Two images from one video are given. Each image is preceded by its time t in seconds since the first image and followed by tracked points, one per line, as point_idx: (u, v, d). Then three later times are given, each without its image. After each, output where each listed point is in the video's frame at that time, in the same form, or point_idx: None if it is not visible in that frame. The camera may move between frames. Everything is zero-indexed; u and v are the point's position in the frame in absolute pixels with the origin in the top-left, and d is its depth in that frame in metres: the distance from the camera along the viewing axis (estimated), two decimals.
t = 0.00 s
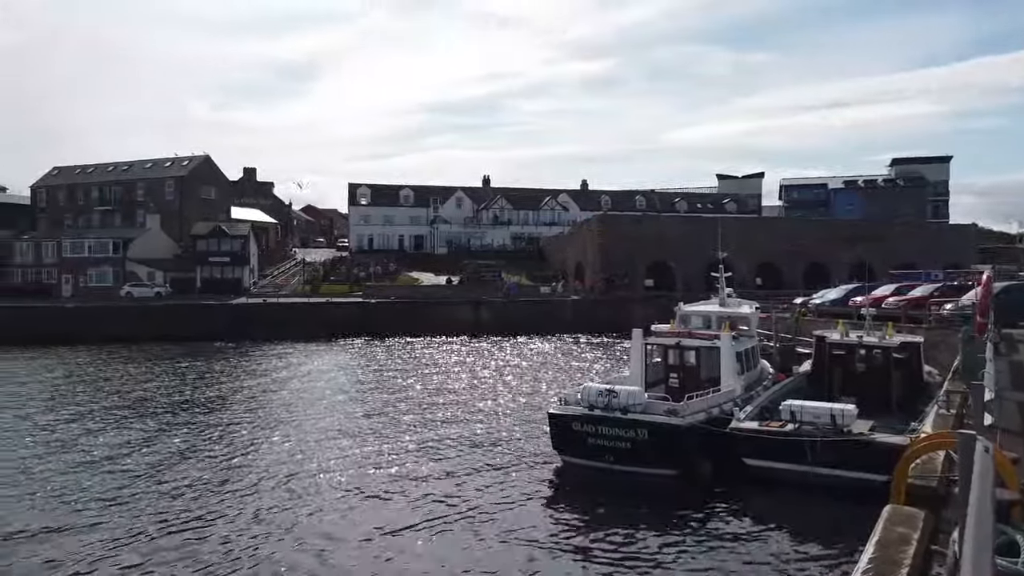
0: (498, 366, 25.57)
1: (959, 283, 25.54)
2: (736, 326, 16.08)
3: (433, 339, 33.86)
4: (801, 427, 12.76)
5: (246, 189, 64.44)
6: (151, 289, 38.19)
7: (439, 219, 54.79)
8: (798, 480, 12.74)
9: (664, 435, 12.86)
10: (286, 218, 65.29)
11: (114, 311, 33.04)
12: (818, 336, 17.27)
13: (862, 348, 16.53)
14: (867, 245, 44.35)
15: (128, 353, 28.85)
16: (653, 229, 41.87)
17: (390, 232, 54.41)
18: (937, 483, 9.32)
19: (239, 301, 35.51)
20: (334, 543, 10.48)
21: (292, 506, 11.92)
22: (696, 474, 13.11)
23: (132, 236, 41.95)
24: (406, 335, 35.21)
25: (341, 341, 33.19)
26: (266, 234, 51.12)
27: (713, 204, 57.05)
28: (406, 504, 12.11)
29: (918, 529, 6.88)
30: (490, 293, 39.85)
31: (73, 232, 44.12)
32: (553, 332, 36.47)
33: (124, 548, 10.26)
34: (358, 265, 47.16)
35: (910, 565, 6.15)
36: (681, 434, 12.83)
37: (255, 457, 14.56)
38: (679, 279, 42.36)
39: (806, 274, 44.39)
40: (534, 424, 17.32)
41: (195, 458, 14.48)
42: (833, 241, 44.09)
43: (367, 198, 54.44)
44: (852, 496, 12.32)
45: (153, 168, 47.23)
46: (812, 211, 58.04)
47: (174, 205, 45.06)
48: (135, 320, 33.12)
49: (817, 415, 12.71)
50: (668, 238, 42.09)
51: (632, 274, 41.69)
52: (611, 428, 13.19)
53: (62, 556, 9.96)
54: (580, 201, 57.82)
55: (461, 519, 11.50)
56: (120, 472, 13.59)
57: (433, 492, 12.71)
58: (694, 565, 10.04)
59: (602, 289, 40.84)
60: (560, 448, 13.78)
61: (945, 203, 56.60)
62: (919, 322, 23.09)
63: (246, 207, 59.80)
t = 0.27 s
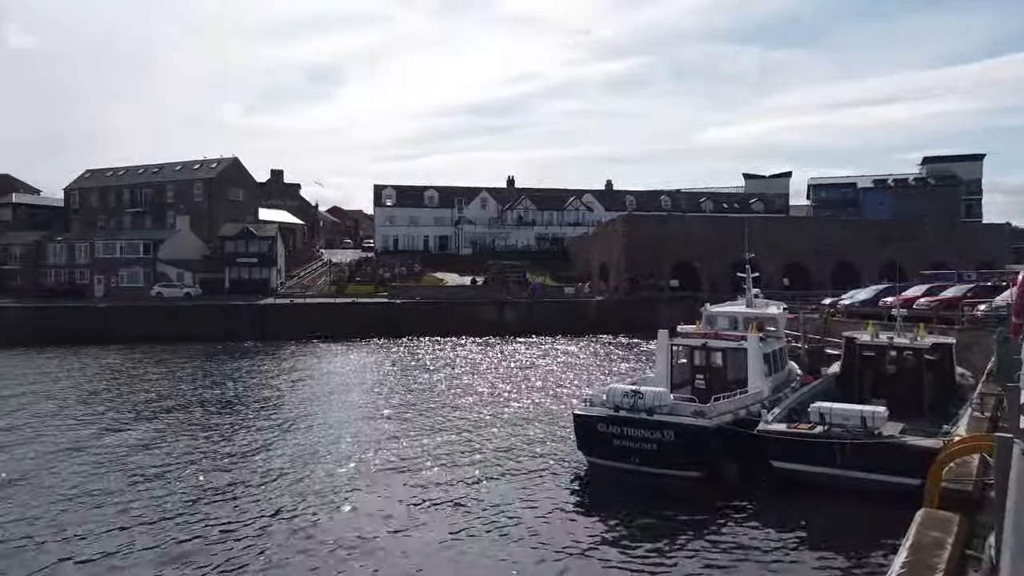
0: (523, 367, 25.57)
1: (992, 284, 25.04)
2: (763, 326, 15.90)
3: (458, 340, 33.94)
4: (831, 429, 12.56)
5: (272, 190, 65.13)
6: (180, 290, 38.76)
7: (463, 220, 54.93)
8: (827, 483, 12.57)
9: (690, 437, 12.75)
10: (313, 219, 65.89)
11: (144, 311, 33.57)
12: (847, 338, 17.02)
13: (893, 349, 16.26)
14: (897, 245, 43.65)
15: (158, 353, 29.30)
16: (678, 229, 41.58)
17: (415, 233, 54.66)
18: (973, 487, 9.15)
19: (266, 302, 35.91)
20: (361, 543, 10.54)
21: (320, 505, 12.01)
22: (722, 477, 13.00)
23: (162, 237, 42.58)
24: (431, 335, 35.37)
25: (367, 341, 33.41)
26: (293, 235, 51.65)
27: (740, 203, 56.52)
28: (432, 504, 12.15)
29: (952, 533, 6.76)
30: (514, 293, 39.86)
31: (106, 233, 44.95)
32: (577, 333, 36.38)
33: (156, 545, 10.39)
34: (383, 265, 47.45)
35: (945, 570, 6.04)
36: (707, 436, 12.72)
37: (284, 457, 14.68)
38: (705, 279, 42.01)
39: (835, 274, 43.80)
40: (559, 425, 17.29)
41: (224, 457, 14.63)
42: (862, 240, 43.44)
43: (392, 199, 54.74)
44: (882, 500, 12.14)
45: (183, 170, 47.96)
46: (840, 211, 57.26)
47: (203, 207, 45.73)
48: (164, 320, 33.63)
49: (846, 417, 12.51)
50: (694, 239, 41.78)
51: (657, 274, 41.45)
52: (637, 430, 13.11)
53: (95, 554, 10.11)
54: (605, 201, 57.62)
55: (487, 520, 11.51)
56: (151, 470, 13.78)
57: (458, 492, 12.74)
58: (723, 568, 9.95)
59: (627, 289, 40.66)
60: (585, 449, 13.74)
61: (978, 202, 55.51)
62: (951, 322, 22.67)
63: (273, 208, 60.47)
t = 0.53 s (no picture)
0: (550, 367, 25.56)
1: None
2: (794, 327, 15.70)
3: (484, 340, 34.00)
4: (863, 432, 12.41)
5: (301, 192, 65.92)
6: (211, 290, 39.35)
7: (489, 221, 55.03)
8: (858, 486, 12.39)
9: (720, 438, 12.62)
10: (341, 220, 66.45)
11: (176, 311, 34.13)
12: (879, 339, 16.77)
13: (927, 351, 15.87)
14: (931, 245, 42.83)
15: (190, 353, 29.75)
16: (706, 229, 41.23)
17: (442, 234, 54.89)
18: (1011, 492, 8.96)
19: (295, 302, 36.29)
20: (389, 542, 10.60)
21: (348, 505, 12.08)
22: (751, 479, 12.88)
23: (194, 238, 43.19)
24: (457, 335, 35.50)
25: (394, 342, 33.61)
26: (322, 236, 52.15)
27: (769, 203, 55.87)
28: (460, 504, 12.18)
29: (990, 539, 6.61)
30: (541, 294, 39.84)
31: (139, 235, 45.77)
32: (604, 333, 36.26)
33: (186, 544, 10.51)
34: (410, 266, 47.72)
35: None
36: (736, 438, 12.58)
37: (312, 457, 14.79)
38: (733, 279, 41.58)
39: (866, 274, 43.12)
40: (586, 426, 17.24)
41: (252, 456, 14.78)
42: (895, 240, 42.70)
43: (419, 200, 54.97)
44: (914, 504, 11.95)
45: (214, 172, 48.67)
46: (872, 210, 56.37)
47: (234, 209, 46.43)
48: (196, 320, 34.15)
49: (879, 420, 12.34)
50: (722, 238, 41.41)
51: (685, 274, 41.16)
52: (664, 431, 13.02)
53: (127, 551, 10.25)
54: (632, 201, 57.34)
55: (514, 521, 11.51)
56: (181, 470, 13.95)
57: (485, 493, 12.76)
58: (752, 571, 9.84)
59: (654, 289, 40.42)
60: (612, 450, 13.69)
61: (1016, 201, 54.25)
62: (987, 323, 22.20)
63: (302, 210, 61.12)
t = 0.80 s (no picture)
0: (577, 368, 25.50)
1: None
2: (825, 328, 15.50)
3: (511, 341, 34.02)
4: (896, 435, 12.22)
5: (329, 193, 66.63)
6: (241, 291, 39.89)
7: (516, 221, 55.05)
8: (890, 490, 12.19)
9: (749, 440, 12.50)
10: (369, 221, 66.92)
11: (207, 311, 34.62)
12: (913, 340, 16.49)
13: (963, 352, 15.57)
14: (967, 244, 41.93)
15: (221, 353, 30.17)
16: (735, 229, 40.82)
17: (468, 234, 55.04)
18: None
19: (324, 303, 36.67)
20: (416, 542, 10.64)
21: (374, 505, 12.14)
22: (781, 482, 12.74)
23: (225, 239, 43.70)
24: (484, 335, 35.60)
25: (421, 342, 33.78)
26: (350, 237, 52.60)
27: (799, 202, 55.14)
28: (487, 505, 12.20)
29: None
30: (567, 294, 39.78)
31: (171, 236, 46.54)
32: (631, 334, 36.11)
33: (215, 542, 10.62)
34: (436, 266, 47.95)
35: None
36: (766, 440, 12.45)
37: (337, 457, 14.88)
38: (763, 280, 41.11)
39: (899, 274, 42.38)
40: (613, 427, 17.17)
41: (278, 456, 14.90)
42: (929, 239, 41.91)
43: (446, 200, 55.10)
44: (949, 509, 11.72)
45: (244, 174, 49.34)
46: (905, 209, 55.38)
47: (264, 210, 47.12)
48: (227, 320, 34.62)
49: (913, 423, 12.15)
50: (751, 238, 40.98)
51: (713, 275, 40.82)
52: (693, 433, 12.93)
53: (157, 550, 10.38)
54: (659, 201, 56.98)
55: (541, 521, 11.51)
56: (210, 468, 14.11)
57: (512, 493, 12.76)
58: None
59: (682, 290, 40.09)
60: (639, 452, 13.63)
61: None
62: None
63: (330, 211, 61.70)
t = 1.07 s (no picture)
0: (603, 368, 25.40)
1: None
2: (856, 329, 15.24)
3: (537, 341, 33.98)
4: (930, 438, 12.00)
5: (357, 194, 67.21)
6: (270, 291, 40.35)
7: (542, 221, 55.00)
8: (924, 494, 11.97)
9: (779, 443, 12.34)
10: (395, 222, 67.32)
11: (237, 312, 35.04)
12: (947, 341, 16.16)
13: (999, 354, 15.32)
14: (1003, 243, 41.01)
15: (250, 352, 30.59)
16: (763, 229, 40.38)
17: (494, 234, 55.11)
18: None
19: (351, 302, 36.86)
20: (441, 543, 10.67)
21: (395, 506, 12.16)
22: (812, 484, 12.57)
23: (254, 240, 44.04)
24: (510, 335, 35.64)
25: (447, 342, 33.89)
26: (376, 238, 52.95)
27: (829, 201, 54.36)
28: (512, 506, 12.17)
29: None
30: (593, 294, 39.67)
31: (201, 237, 47.23)
32: (658, 334, 35.90)
33: (240, 541, 10.74)
34: (462, 267, 48.11)
35: None
36: (796, 443, 12.29)
37: (362, 457, 14.96)
38: (792, 280, 40.60)
39: (933, 273, 41.59)
40: (640, 429, 17.08)
41: (306, 455, 15.06)
42: (963, 239, 41.08)
43: (472, 201, 55.14)
44: (985, 513, 11.48)
45: (273, 176, 49.90)
46: (938, 207, 54.33)
47: (292, 211, 47.72)
48: (255, 320, 35.03)
49: (947, 426, 11.93)
50: (780, 238, 40.49)
51: (741, 275, 40.40)
52: (721, 435, 12.80)
53: (182, 548, 10.50)
54: (686, 200, 56.55)
55: (568, 523, 11.48)
56: (235, 468, 14.27)
57: (538, 495, 12.72)
58: None
59: (710, 290, 39.70)
60: (667, 453, 13.53)
61: None
62: None
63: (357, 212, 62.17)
